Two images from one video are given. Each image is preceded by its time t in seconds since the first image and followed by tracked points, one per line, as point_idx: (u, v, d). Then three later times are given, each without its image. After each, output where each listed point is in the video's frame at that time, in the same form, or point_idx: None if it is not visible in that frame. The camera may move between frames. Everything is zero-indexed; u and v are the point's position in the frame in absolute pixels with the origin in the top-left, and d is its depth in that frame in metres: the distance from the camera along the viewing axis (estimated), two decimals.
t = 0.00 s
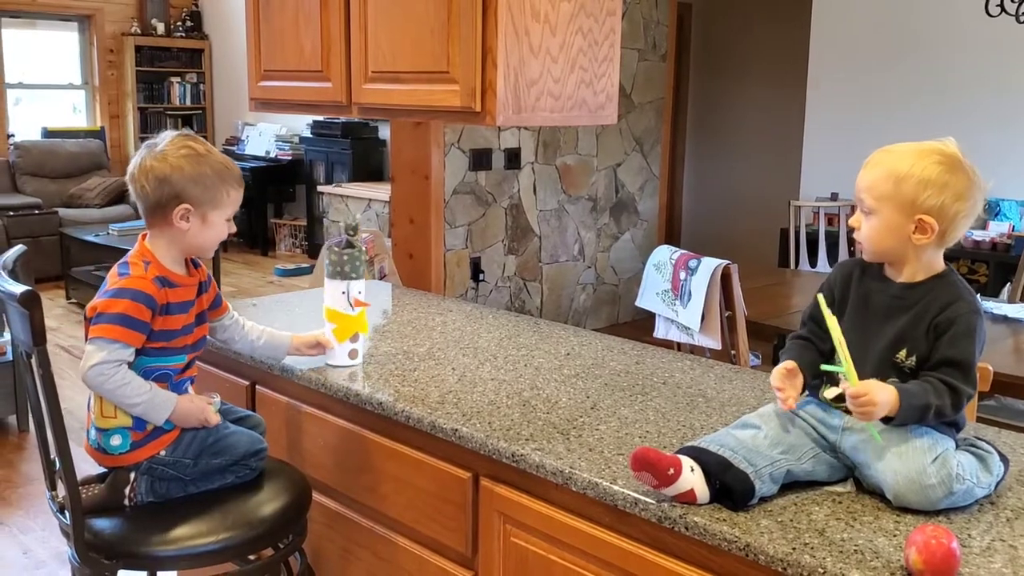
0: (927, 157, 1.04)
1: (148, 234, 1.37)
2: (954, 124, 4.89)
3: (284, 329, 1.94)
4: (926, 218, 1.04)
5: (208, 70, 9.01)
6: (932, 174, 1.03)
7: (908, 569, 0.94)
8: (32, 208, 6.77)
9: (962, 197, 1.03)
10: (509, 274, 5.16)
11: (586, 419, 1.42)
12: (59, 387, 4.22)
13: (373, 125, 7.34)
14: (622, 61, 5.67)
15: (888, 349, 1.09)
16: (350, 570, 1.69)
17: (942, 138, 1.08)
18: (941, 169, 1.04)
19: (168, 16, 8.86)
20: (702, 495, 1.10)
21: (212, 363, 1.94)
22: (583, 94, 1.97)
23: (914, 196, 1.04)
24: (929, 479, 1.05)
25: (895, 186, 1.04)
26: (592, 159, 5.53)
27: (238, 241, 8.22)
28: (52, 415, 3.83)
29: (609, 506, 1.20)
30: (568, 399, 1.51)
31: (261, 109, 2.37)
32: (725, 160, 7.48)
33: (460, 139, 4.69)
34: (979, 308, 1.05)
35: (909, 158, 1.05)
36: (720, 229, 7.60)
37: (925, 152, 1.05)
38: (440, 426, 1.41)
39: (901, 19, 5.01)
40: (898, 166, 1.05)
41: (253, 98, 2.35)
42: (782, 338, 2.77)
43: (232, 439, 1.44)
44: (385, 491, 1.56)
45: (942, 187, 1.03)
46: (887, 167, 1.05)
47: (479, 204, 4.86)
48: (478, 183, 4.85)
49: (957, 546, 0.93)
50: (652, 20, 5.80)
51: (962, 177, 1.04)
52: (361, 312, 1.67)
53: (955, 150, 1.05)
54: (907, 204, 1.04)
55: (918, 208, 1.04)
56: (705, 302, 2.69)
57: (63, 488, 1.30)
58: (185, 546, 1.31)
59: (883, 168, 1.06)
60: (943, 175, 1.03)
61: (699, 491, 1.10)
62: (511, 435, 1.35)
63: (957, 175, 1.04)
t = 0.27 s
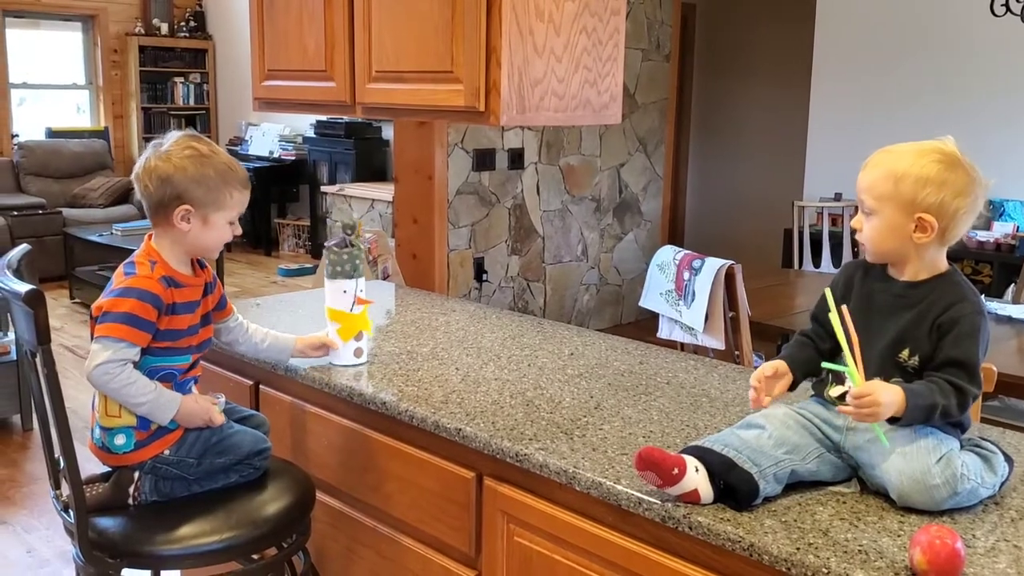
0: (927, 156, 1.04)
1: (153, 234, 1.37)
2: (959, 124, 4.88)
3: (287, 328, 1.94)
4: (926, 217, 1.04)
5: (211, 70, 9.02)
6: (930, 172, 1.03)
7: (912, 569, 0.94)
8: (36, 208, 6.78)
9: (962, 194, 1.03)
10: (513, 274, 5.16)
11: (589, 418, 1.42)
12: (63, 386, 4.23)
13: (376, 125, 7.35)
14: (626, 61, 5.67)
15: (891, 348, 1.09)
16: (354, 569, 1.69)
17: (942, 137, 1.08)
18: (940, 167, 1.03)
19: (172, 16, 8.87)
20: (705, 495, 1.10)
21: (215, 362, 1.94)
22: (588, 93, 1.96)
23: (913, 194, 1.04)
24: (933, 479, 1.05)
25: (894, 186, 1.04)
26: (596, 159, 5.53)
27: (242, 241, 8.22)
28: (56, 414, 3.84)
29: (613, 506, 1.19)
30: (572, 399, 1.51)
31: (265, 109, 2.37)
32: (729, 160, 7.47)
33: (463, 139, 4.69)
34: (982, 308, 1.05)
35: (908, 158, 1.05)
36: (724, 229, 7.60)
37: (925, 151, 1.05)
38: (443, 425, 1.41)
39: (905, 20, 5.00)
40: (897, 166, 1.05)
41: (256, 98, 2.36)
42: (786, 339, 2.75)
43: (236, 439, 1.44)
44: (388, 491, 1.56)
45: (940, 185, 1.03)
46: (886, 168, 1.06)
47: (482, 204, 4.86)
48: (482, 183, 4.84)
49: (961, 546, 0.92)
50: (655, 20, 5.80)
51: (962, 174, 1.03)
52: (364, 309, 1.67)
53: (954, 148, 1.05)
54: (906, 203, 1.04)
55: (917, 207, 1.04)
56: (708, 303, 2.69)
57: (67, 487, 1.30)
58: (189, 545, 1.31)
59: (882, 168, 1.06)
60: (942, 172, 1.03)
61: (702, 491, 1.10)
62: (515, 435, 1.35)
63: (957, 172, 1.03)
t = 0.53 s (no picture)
0: (923, 155, 1.05)
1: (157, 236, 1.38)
2: (960, 125, 4.88)
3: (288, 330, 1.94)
4: (923, 215, 1.04)
5: (213, 71, 9.03)
6: (926, 171, 1.03)
7: (914, 570, 0.94)
8: (37, 209, 6.79)
9: (958, 192, 1.03)
10: (514, 275, 5.16)
11: (591, 419, 1.42)
12: (64, 387, 4.23)
13: (377, 126, 7.35)
14: (627, 62, 5.67)
15: (892, 346, 1.08)
16: (355, 570, 1.69)
17: (937, 138, 1.08)
18: (935, 166, 1.04)
19: (173, 17, 8.88)
20: (707, 495, 1.10)
21: (216, 362, 1.94)
22: (589, 94, 1.96)
23: (909, 193, 1.04)
24: (935, 479, 1.04)
25: (890, 186, 1.04)
26: (597, 160, 5.53)
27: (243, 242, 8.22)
28: (58, 414, 3.84)
29: (614, 507, 1.19)
30: (573, 400, 1.51)
31: (267, 110, 2.37)
32: (730, 161, 7.47)
33: (464, 140, 4.69)
34: (983, 306, 1.05)
35: (904, 158, 1.05)
36: (725, 230, 7.60)
37: (921, 151, 1.05)
38: (444, 426, 1.41)
39: (907, 21, 5.00)
40: (892, 166, 1.05)
41: (258, 99, 2.36)
42: (788, 339, 2.76)
43: (237, 439, 1.44)
44: (390, 492, 1.56)
45: (935, 183, 1.03)
46: (882, 168, 1.06)
47: (484, 205, 4.86)
48: (483, 184, 4.84)
49: (963, 547, 0.92)
50: (657, 21, 5.80)
51: (957, 173, 1.04)
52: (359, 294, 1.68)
53: (949, 148, 1.06)
54: (903, 202, 1.04)
55: (914, 206, 1.04)
56: (710, 303, 2.69)
57: (69, 488, 1.30)
58: (191, 545, 1.31)
59: (878, 169, 1.07)
60: (937, 171, 1.04)
61: (704, 491, 1.10)
62: (516, 435, 1.34)
63: (952, 171, 1.04)
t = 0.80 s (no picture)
0: (919, 154, 1.05)
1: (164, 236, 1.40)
2: (963, 125, 4.87)
3: (290, 329, 1.94)
4: (921, 214, 1.04)
5: (215, 71, 9.04)
6: (924, 169, 1.03)
7: (916, 570, 0.94)
8: (40, 209, 6.80)
9: (956, 190, 1.03)
10: (516, 275, 5.16)
11: (593, 419, 1.41)
12: (67, 387, 4.23)
13: (379, 126, 7.35)
14: (629, 62, 5.67)
15: (893, 344, 1.08)
16: (357, 570, 1.69)
17: (935, 136, 1.08)
18: (933, 164, 1.03)
19: (175, 18, 8.89)
20: (709, 495, 1.10)
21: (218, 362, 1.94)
22: (591, 93, 1.96)
23: (907, 192, 1.04)
24: (937, 478, 1.04)
25: (888, 185, 1.04)
26: (598, 160, 5.53)
27: (245, 242, 8.23)
28: (60, 414, 3.84)
29: (616, 506, 1.19)
30: (575, 400, 1.51)
31: (268, 110, 2.37)
32: (732, 161, 7.46)
33: (466, 140, 4.69)
34: (984, 303, 1.05)
35: (902, 156, 1.05)
36: (727, 230, 7.59)
37: (920, 150, 1.05)
38: (447, 425, 1.41)
39: (910, 20, 4.99)
40: (891, 165, 1.05)
41: (259, 98, 2.36)
42: (790, 339, 2.75)
43: (240, 440, 1.44)
44: (392, 492, 1.56)
45: (933, 182, 1.03)
46: (881, 168, 1.06)
47: (486, 205, 4.86)
48: (485, 184, 4.84)
49: (966, 547, 0.92)
50: (658, 21, 5.80)
51: (955, 170, 1.03)
52: (374, 312, 1.67)
53: (947, 146, 1.06)
54: (901, 201, 1.04)
55: (912, 205, 1.04)
56: (712, 303, 2.69)
57: (70, 488, 1.30)
58: (193, 545, 1.31)
59: (877, 168, 1.06)
60: (936, 169, 1.03)
61: (706, 491, 1.10)
62: (518, 436, 1.34)
63: (950, 169, 1.03)
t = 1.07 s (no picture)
0: (918, 153, 1.05)
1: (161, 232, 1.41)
2: (965, 124, 4.86)
3: (291, 329, 1.94)
4: (922, 213, 1.04)
5: (217, 71, 9.04)
6: (924, 169, 1.03)
7: (919, 570, 0.94)
8: (42, 208, 6.80)
9: (957, 188, 1.03)
10: (518, 275, 5.16)
11: (594, 419, 1.41)
12: (69, 386, 4.24)
13: (381, 126, 7.35)
14: (631, 61, 5.67)
15: (894, 343, 1.08)
16: (359, 570, 1.69)
17: (936, 136, 1.08)
18: (934, 163, 1.03)
19: (177, 17, 8.89)
20: (711, 495, 1.10)
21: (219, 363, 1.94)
22: (593, 93, 1.96)
23: (907, 191, 1.03)
24: (940, 477, 1.04)
25: (889, 185, 1.04)
26: (600, 159, 5.52)
27: (247, 241, 8.24)
28: (62, 413, 3.85)
29: (618, 507, 1.19)
30: (577, 400, 1.51)
31: (270, 110, 2.37)
32: (734, 160, 7.46)
33: (468, 140, 4.69)
34: (986, 301, 1.04)
35: (902, 156, 1.05)
36: (729, 230, 7.58)
37: (920, 149, 1.05)
38: (448, 426, 1.40)
39: (912, 20, 4.99)
40: (891, 164, 1.05)
41: (261, 98, 2.36)
42: (792, 338, 2.75)
43: (240, 440, 1.44)
44: (393, 491, 1.56)
45: (934, 181, 1.03)
46: (881, 167, 1.06)
47: (487, 205, 4.86)
48: (486, 184, 4.84)
49: (969, 548, 0.92)
50: (660, 20, 5.79)
51: (956, 170, 1.03)
52: (376, 312, 1.68)
53: (948, 145, 1.05)
54: (902, 201, 1.04)
55: (913, 204, 1.03)
56: (714, 303, 2.69)
57: (72, 488, 1.30)
58: (195, 545, 1.31)
59: (878, 168, 1.06)
60: (937, 169, 1.03)
61: (708, 492, 1.10)
62: (520, 436, 1.34)
63: (951, 168, 1.03)
